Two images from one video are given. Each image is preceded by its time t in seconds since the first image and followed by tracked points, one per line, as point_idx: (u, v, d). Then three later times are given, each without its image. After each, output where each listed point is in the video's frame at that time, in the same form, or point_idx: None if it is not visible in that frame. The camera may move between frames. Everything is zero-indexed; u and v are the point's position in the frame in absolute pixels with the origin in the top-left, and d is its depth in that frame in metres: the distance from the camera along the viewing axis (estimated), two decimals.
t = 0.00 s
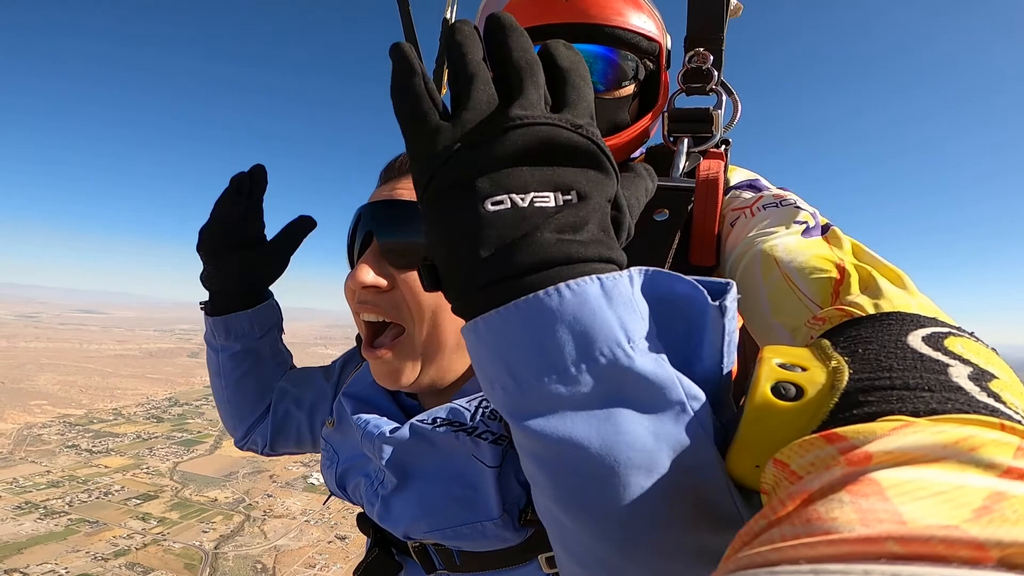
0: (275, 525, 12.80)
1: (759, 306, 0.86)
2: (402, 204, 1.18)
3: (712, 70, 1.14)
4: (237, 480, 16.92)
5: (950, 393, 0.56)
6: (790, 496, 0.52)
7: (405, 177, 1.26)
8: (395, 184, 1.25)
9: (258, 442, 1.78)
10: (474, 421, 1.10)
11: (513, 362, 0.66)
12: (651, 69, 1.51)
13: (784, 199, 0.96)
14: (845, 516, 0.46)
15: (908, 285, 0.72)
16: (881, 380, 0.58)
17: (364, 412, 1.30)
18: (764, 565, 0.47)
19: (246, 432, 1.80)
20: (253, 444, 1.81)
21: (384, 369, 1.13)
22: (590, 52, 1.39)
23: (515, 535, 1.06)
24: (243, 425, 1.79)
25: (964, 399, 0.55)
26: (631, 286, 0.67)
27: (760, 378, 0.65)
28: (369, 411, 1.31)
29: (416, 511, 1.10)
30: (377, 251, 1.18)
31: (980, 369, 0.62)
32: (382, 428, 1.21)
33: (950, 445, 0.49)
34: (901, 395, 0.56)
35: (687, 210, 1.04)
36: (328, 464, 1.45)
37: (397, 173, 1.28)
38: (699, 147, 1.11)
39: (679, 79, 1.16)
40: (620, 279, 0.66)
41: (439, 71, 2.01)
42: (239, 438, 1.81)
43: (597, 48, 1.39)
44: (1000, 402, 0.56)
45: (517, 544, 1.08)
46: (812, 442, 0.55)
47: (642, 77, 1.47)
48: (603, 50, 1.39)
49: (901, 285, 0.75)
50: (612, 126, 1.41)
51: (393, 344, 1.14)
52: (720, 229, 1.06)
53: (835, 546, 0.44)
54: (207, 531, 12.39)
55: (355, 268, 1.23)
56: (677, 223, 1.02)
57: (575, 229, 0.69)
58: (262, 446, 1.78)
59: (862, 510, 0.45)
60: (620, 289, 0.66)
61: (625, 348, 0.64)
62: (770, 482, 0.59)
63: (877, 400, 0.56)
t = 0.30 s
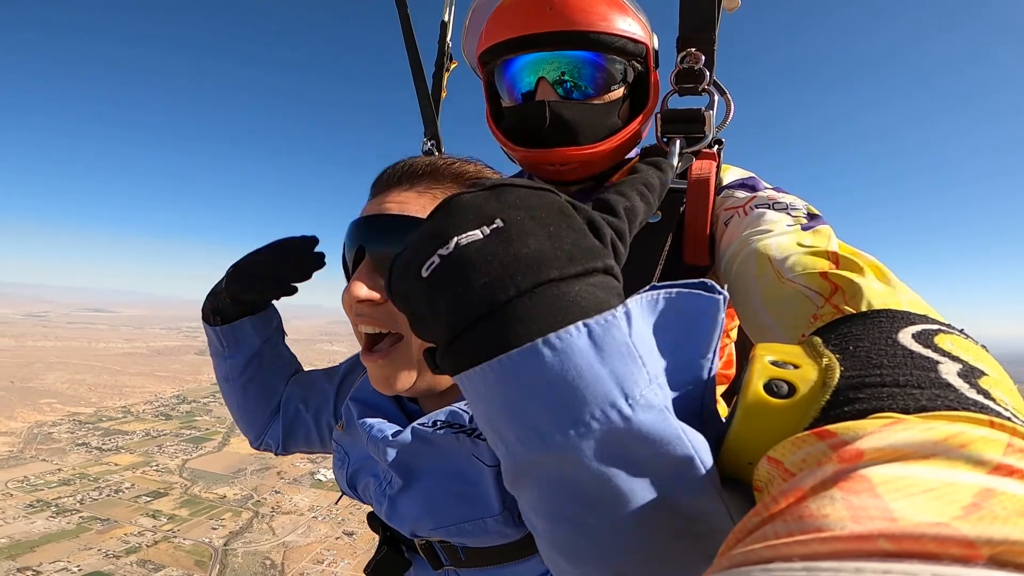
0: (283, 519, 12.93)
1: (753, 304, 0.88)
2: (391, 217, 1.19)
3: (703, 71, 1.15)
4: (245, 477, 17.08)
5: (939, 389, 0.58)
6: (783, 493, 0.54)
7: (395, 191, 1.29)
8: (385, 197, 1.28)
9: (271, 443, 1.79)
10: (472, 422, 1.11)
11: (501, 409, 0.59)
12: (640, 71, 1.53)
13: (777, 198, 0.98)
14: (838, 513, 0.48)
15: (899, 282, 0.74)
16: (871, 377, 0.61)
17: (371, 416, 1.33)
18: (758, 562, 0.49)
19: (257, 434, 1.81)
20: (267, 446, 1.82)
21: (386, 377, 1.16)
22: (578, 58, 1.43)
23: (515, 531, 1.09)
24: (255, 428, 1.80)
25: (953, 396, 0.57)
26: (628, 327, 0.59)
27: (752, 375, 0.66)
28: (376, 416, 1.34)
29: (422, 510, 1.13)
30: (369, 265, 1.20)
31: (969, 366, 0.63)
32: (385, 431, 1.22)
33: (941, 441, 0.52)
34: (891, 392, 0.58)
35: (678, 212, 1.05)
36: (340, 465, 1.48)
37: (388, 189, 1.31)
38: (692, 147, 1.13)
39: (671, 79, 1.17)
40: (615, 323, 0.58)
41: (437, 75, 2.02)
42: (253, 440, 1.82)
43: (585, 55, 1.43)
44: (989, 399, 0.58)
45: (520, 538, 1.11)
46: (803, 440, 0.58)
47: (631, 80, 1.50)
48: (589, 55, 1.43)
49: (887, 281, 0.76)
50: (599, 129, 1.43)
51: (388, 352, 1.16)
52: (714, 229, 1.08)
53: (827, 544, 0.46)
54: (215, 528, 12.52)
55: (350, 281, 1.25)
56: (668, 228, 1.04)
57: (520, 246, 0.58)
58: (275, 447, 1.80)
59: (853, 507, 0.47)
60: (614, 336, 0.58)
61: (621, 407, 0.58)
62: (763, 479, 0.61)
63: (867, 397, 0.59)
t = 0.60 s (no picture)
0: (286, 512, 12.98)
1: (758, 305, 0.88)
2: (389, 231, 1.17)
3: (708, 73, 1.14)
4: (248, 472, 17.13)
5: (950, 389, 0.58)
6: (795, 496, 0.54)
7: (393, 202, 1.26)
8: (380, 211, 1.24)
9: (278, 440, 1.79)
10: (482, 424, 1.11)
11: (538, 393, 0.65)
12: (643, 70, 1.52)
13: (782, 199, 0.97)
14: (850, 515, 0.48)
15: (907, 284, 0.73)
16: (880, 378, 0.61)
17: (379, 418, 1.33)
18: (770, 565, 0.49)
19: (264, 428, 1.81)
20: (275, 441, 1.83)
21: (399, 389, 1.16)
22: (581, 58, 1.42)
23: (524, 530, 1.09)
24: (263, 424, 1.81)
25: (964, 395, 0.57)
26: (654, 316, 0.68)
27: (759, 379, 0.66)
28: (384, 417, 1.34)
29: (432, 510, 1.14)
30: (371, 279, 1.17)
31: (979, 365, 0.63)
32: (397, 433, 1.22)
33: (952, 442, 0.51)
34: (900, 393, 0.58)
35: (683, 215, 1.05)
36: (349, 466, 1.48)
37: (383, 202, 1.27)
38: (697, 151, 1.11)
39: (676, 82, 1.16)
40: (642, 308, 0.67)
41: (440, 75, 2.01)
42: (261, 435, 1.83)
43: (591, 55, 1.42)
44: (1000, 399, 0.57)
45: (529, 537, 1.11)
46: (813, 441, 0.57)
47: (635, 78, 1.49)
48: (593, 55, 1.42)
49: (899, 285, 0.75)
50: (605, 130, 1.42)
51: (399, 364, 1.15)
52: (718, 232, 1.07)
53: (840, 546, 0.46)
54: (218, 520, 12.58)
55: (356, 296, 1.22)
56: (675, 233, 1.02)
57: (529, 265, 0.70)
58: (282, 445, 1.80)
59: (866, 509, 0.47)
60: (642, 322, 0.67)
61: (648, 380, 0.66)
62: (773, 482, 0.61)
63: (877, 398, 0.58)
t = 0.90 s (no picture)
0: (284, 506, 13.01)
1: (755, 304, 0.88)
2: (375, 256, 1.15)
3: (707, 74, 1.14)
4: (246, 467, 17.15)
5: (945, 390, 0.58)
6: (791, 497, 0.54)
7: (373, 218, 1.21)
8: (362, 228, 1.21)
9: (275, 431, 1.81)
10: (479, 425, 1.12)
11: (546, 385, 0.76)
12: (643, 69, 1.50)
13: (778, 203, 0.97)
14: (846, 515, 0.48)
15: (904, 285, 0.74)
16: (876, 379, 0.61)
17: (377, 416, 1.33)
18: (766, 565, 0.49)
19: (263, 420, 1.83)
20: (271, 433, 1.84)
21: (409, 401, 1.18)
22: (583, 57, 1.40)
23: (519, 530, 1.11)
24: (261, 415, 1.82)
25: (960, 396, 0.57)
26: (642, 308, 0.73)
27: (756, 379, 0.65)
28: (383, 414, 1.34)
29: (429, 507, 1.14)
30: (362, 302, 1.17)
31: (975, 366, 0.63)
32: (398, 430, 1.22)
33: (948, 443, 0.52)
34: (896, 394, 0.58)
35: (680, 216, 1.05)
36: (347, 463, 1.48)
37: (363, 216, 1.22)
38: (694, 153, 1.11)
39: (674, 83, 1.16)
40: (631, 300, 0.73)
41: (439, 72, 2.00)
42: (258, 425, 1.84)
43: (591, 54, 1.40)
44: (995, 400, 0.57)
45: (524, 536, 1.12)
46: (809, 442, 0.58)
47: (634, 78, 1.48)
48: (593, 54, 1.41)
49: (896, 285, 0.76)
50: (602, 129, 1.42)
51: (403, 377, 1.16)
52: (716, 233, 1.07)
53: (837, 547, 0.46)
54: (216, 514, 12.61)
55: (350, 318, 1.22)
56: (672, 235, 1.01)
57: (593, 266, 0.78)
58: (278, 437, 1.81)
59: (862, 510, 0.48)
60: (628, 311, 0.73)
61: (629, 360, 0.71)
62: (770, 482, 0.61)
63: (873, 398, 0.59)
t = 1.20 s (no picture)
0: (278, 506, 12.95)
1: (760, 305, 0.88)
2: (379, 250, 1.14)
3: (715, 75, 1.14)
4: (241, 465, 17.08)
5: (948, 390, 0.58)
6: (792, 496, 0.54)
7: (377, 213, 1.20)
8: (366, 223, 1.20)
9: (268, 428, 1.80)
10: (484, 428, 1.13)
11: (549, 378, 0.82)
12: (652, 73, 1.49)
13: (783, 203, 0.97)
14: (847, 515, 0.48)
15: (904, 284, 0.74)
16: (878, 378, 0.61)
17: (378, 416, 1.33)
18: (766, 565, 0.49)
19: (258, 417, 1.81)
20: (261, 429, 1.83)
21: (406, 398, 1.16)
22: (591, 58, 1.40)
23: (526, 534, 1.11)
24: (256, 412, 1.80)
25: (962, 396, 0.57)
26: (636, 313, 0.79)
27: (758, 379, 0.65)
28: (383, 418, 1.34)
29: (433, 513, 1.14)
30: (365, 298, 1.16)
31: (977, 367, 0.63)
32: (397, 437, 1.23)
33: (950, 443, 0.52)
34: (899, 394, 0.58)
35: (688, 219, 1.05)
36: (347, 468, 1.47)
37: (368, 211, 1.21)
38: (702, 154, 1.12)
39: (682, 83, 1.15)
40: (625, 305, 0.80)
41: (440, 71, 1.99)
42: (250, 420, 1.82)
43: (601, 56, 1.41)
44: (997, 400, 0.57)
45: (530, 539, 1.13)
46: (811, 442, 0.58)
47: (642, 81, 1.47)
48: (604, 56, 1.41)
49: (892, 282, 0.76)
50: (609, 129, 1.43)
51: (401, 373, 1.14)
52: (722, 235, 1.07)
53: (837, 546, 0.46)
54: (210, 514, 12.55)
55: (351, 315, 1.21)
56: (678, 237, 1.02)
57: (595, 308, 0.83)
58: (269, 434, 1.81)
59: (863, 509, 0.47)
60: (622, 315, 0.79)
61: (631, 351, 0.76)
62: (772, 481, 0.61)
63: (875, 398, 0.59)
